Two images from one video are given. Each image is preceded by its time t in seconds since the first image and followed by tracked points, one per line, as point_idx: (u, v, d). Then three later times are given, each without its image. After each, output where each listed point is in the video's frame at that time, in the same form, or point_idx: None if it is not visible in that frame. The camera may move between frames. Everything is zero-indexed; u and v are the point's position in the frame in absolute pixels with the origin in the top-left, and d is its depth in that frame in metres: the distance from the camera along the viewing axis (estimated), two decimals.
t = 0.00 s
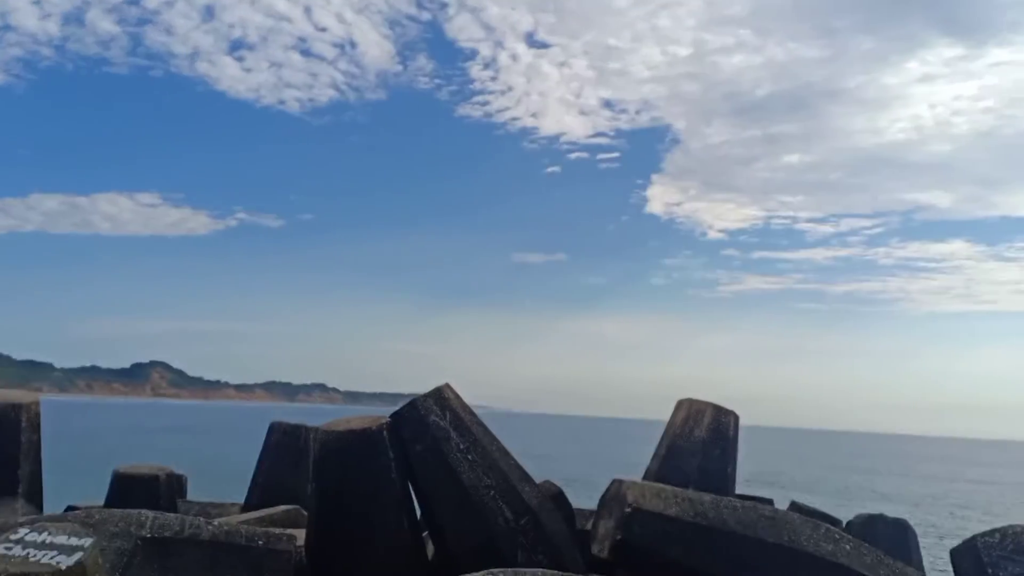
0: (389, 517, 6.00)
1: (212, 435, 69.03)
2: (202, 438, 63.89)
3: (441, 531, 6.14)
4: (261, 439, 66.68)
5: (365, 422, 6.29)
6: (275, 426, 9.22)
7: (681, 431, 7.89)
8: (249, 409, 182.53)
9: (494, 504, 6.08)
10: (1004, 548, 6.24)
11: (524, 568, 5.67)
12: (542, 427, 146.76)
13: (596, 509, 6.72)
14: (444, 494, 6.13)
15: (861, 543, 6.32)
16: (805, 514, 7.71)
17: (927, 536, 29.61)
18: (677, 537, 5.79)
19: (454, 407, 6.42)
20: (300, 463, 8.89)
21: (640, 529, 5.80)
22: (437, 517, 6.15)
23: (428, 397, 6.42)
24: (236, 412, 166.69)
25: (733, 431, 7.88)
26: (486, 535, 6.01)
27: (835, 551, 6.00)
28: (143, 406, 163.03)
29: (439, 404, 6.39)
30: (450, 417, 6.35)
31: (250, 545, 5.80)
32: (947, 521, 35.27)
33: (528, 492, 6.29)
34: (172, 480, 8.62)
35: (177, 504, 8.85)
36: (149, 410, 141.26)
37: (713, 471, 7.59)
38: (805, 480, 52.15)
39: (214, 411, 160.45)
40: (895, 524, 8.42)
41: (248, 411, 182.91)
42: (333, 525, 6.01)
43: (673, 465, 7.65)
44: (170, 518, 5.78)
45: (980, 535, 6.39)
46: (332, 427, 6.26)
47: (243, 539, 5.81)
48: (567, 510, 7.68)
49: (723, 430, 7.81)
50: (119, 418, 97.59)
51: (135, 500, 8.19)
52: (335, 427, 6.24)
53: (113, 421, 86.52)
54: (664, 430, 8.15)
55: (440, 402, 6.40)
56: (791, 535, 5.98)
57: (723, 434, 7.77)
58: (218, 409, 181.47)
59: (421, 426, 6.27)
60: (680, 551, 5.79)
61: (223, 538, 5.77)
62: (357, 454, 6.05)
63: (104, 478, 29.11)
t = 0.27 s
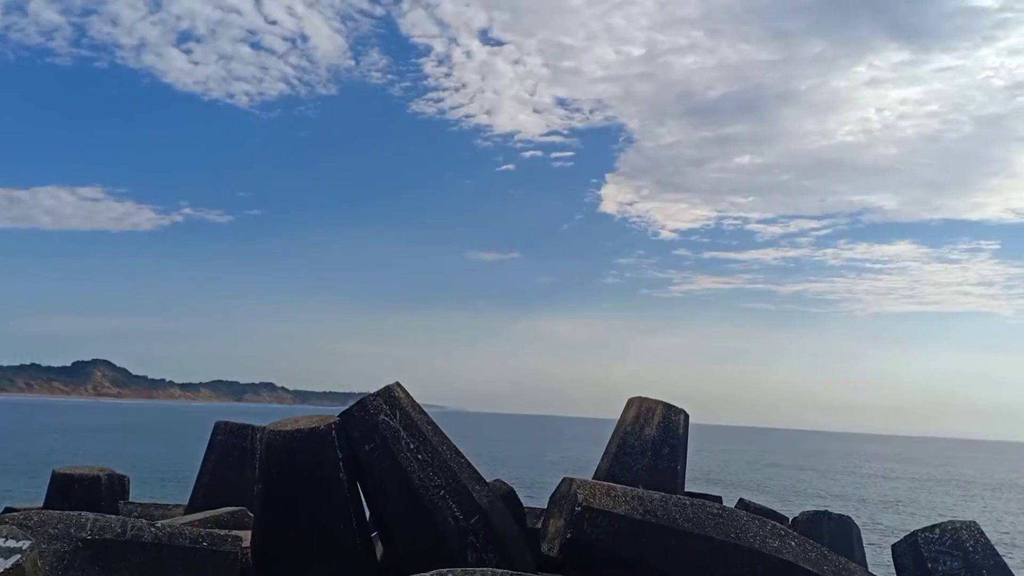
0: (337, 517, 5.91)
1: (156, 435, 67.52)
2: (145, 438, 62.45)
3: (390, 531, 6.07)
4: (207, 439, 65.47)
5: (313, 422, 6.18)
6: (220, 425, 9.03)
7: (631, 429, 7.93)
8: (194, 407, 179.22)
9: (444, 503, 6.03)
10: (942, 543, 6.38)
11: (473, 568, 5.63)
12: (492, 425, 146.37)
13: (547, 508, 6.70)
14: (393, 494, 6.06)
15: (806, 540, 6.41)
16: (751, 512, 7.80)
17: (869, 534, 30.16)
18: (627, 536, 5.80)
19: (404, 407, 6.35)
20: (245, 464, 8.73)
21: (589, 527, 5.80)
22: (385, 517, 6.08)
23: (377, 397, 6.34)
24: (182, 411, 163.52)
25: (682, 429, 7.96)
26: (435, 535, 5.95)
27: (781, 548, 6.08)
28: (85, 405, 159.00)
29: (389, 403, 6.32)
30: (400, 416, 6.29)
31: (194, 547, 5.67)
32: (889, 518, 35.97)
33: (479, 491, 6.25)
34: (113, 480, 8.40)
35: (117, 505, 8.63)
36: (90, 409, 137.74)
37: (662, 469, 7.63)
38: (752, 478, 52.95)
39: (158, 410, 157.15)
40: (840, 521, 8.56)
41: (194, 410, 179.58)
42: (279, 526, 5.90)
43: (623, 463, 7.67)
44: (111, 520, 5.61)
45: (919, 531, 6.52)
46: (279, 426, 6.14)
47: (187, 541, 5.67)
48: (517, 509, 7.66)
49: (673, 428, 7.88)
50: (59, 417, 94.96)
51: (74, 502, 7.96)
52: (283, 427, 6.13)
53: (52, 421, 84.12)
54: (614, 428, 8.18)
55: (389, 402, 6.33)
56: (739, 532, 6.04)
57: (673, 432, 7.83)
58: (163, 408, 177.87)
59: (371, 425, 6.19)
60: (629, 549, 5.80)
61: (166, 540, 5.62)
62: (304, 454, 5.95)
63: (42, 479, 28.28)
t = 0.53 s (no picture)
0: (282, 516, 5.84)
1: (93, 434, 65.74)
2: (83, 437, 60.76)
3: (337, 530, 6.02)
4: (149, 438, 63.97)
5: (258, 420, 6.09)
6: (161, 423, 8.82)
7: (579, 426, 7.98)
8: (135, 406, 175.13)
9: (391, 502, 5.99)
10: (880, 537, 6.54)
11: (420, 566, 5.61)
12: (440, 424, 145.81)
13: (493, 505, 6.72)
14: (341, 493, 6.00)
15: (749, 535, 6.52)
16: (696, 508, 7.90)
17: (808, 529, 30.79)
18: (574, 533, 5.84)
19: (350, 404, 6.30)
20: (189, 462, 8.57)
21: (537, 525, 5.82)
22: (332, 516, 6.02)
23: (323, 394, 6.29)
24: (122, 410, 159.56)
25: (629, 426, 8.05)
26: (382, 533, 5.92)
27: (725, 543, 6.18)
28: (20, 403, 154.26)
29: (336, 401, 6.26)
30: (347, 414, 6.24)
31: (136, 547, 5.55)
32: (828, 514, 36.78)
33: (426, 489, 6.23)
34: (50, 479, 8.18)
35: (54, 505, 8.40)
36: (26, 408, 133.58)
37: (609, 467, 7.68)
38: (697, 475, 53.59)
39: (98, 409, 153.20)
40: (782, 517, 8.73)
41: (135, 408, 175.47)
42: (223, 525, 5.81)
43: (570, 460, 7.70)
44: (47, 521, 5.43)
45: (858, 526, 6.67)
46: (224, 424, 6.03)
47: (127, 542, 5.56)
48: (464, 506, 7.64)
49: (620, 425, 7.96)
50: None
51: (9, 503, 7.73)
52: (228, 426, 6.02)
53: None
54: (563, 426, 8.22)
55: (336, 400, 6.28)
56: (684, 528, 6.12)
57: (620, 429, 7.91)
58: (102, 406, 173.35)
59: (317, 423, 6.13)
60: (576, 546, 5.83)
61: (106, 541, 5.50)
62: (249, 453, 5.85)
63: None
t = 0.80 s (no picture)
0: (225, 513, 5.75)
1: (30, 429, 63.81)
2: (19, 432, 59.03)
3: (281, 526, 5.95)
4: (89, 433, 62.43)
5: (200, 415, 5.99)
6: (101, 418, 8.60)
7: (528, 421, 8.01)
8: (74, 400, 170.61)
9: (337, 497, 5.94)
10: (820, 528, 6.69)
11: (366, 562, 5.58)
12: (387, 419, 144.79)
13: (441, 500, 6.71)
14: (285, 488, 5.94)
15: (694, 527, 6.62)
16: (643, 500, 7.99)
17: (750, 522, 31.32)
18: (522, 527, 5.86)
19: (296, 399, 6.24)
20: (130, 458, 8.38)
21: (484, 518, 5.83)
22: (276, 512, 5.95)
23: (268, 389, 6.21)
24: (60, 404, 155.34)
25: (577, 421, 8.11)
26: (327, 529, 5.87)
27: (671, 535, 6.26)
28: None
29: (280, 395, 6.20)
30: (292, 409, 6.17)
31: (73, 545, 5.42)
32: (769, 506, 37.42)
33: (373, 485, 6.20)
34: None
35: None
36: None
37: (557, 461, 7.71)
38: (646, 469, 54.12)
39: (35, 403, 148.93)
40: (725, 510, 8.88)
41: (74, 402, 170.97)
42: (164, 522, 5.70)
43: (519, 454, 7.72)
44: None
45: (799, 518, 6.82)
46: (165, 419, 5.92)
47: (64, 538, 5.42)
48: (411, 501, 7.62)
49: (568, 419, 8.02)
50: None
51: None
52: (168, 420, 5.90)
53: None
54: (511, 420, 8.24)
55: (281, 394, 6.21)
56: (630, 520, 6.19)
57: (568, 423, 7.97)
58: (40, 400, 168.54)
59: (261, 418, 6.05)
60: (523, 539, 5.86)
61: (43, 537, 5.35)
62: (191, 448, 5.75)
63: None
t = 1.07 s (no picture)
0: (173, 507, 5.68)
1: None
2: None
3: (229, 520, 5.89)
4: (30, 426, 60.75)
5: (146, 407, 5.91)
6: (43, 410, 8.38)
7: (480, 412, 8.04)
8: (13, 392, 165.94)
9: (286, 489, 5.90)
10: (765, 517, 6.84)
11: (317, 554, 5.56)
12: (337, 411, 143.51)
13: (392, 493, 6.70)
14: (234, 481, 5.88)
15: (642, 517, 6.72)
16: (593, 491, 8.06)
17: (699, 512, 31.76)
18: (472, 517, 5.89)
19: (245, 391, 6.19)
20: (73, 451, 8.19)
21: (435, 510, 5.84)
22: (224, 505, 5.90)
23: (216, 381, 6.16)
24: None
25: (529, 412, 8.18)
26: (276, 521, 5.83)
27: (620, 525, 6.35)
28: None
29: (228, 387, 6.15)
30: (240, 401, 6.12)
31: (16, 540, 5.74)
32: (717, 495, 37.97)
33: (323, 477, 6.17)
34: None
35: None
36: None
37: (509, 452, 7.75)
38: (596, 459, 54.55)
39: None
40: (673, 499, 9.02)
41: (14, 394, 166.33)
42: (108, 516, 5.61)
43: (471, 446, 7.73)
44: None
45: (745, 506, 6.96)
46: (109, 411, 5.82)
47: (7, 534, 5.78)
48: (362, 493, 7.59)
49: (520, 411, 8.08)
50: None
51: None
52: (112, 413, 5.81)
53: None
54: (463, 412, 8.25)
55: (229, 386, 6.16)
56: (581, 510, 6.26)
57: (520, 415, 8.03)
58: None
59: (209, 410, 5.99)
60: (474, 530, 5.89)
61: None
62: (135, 441, 5.67)
63: None
